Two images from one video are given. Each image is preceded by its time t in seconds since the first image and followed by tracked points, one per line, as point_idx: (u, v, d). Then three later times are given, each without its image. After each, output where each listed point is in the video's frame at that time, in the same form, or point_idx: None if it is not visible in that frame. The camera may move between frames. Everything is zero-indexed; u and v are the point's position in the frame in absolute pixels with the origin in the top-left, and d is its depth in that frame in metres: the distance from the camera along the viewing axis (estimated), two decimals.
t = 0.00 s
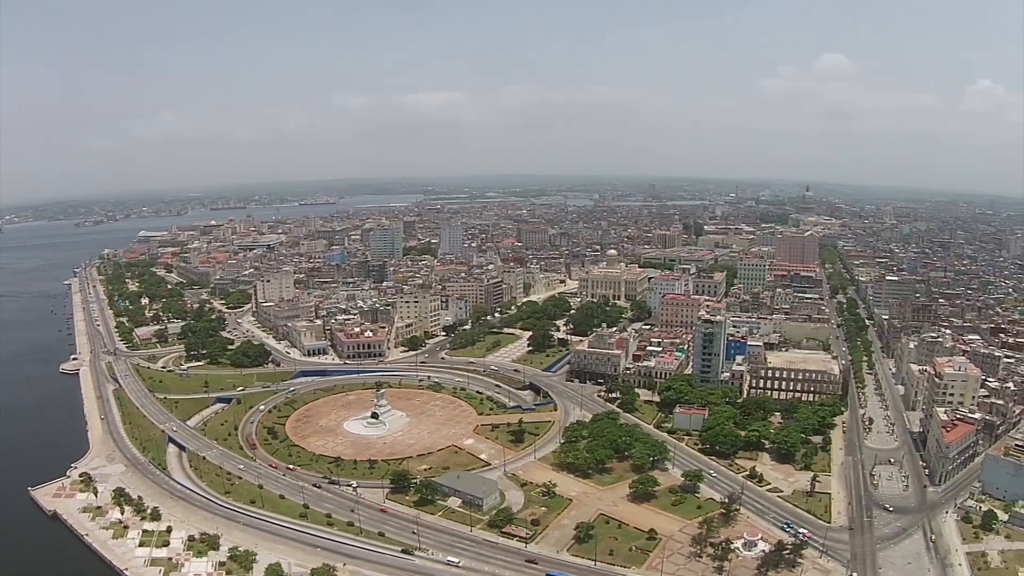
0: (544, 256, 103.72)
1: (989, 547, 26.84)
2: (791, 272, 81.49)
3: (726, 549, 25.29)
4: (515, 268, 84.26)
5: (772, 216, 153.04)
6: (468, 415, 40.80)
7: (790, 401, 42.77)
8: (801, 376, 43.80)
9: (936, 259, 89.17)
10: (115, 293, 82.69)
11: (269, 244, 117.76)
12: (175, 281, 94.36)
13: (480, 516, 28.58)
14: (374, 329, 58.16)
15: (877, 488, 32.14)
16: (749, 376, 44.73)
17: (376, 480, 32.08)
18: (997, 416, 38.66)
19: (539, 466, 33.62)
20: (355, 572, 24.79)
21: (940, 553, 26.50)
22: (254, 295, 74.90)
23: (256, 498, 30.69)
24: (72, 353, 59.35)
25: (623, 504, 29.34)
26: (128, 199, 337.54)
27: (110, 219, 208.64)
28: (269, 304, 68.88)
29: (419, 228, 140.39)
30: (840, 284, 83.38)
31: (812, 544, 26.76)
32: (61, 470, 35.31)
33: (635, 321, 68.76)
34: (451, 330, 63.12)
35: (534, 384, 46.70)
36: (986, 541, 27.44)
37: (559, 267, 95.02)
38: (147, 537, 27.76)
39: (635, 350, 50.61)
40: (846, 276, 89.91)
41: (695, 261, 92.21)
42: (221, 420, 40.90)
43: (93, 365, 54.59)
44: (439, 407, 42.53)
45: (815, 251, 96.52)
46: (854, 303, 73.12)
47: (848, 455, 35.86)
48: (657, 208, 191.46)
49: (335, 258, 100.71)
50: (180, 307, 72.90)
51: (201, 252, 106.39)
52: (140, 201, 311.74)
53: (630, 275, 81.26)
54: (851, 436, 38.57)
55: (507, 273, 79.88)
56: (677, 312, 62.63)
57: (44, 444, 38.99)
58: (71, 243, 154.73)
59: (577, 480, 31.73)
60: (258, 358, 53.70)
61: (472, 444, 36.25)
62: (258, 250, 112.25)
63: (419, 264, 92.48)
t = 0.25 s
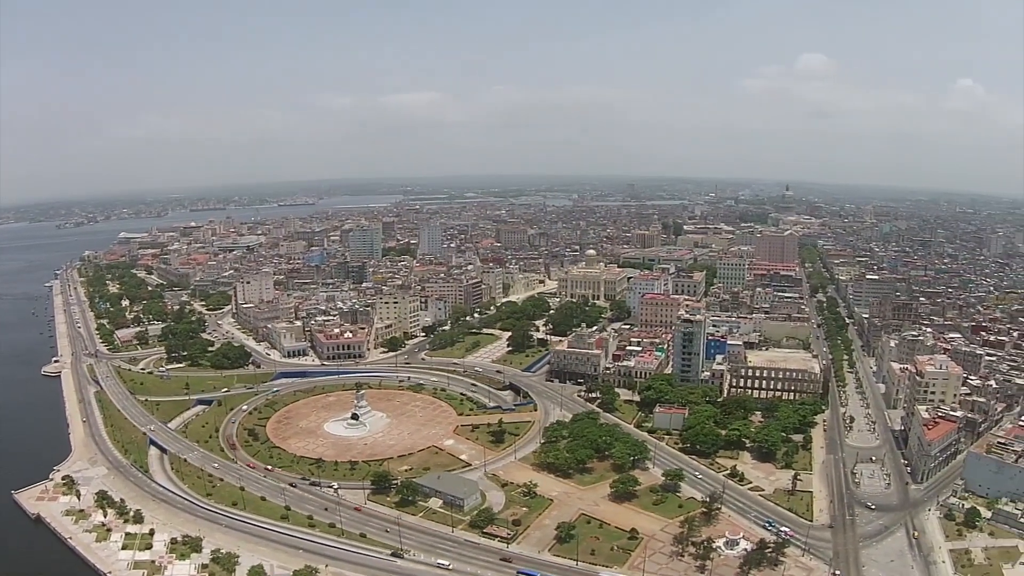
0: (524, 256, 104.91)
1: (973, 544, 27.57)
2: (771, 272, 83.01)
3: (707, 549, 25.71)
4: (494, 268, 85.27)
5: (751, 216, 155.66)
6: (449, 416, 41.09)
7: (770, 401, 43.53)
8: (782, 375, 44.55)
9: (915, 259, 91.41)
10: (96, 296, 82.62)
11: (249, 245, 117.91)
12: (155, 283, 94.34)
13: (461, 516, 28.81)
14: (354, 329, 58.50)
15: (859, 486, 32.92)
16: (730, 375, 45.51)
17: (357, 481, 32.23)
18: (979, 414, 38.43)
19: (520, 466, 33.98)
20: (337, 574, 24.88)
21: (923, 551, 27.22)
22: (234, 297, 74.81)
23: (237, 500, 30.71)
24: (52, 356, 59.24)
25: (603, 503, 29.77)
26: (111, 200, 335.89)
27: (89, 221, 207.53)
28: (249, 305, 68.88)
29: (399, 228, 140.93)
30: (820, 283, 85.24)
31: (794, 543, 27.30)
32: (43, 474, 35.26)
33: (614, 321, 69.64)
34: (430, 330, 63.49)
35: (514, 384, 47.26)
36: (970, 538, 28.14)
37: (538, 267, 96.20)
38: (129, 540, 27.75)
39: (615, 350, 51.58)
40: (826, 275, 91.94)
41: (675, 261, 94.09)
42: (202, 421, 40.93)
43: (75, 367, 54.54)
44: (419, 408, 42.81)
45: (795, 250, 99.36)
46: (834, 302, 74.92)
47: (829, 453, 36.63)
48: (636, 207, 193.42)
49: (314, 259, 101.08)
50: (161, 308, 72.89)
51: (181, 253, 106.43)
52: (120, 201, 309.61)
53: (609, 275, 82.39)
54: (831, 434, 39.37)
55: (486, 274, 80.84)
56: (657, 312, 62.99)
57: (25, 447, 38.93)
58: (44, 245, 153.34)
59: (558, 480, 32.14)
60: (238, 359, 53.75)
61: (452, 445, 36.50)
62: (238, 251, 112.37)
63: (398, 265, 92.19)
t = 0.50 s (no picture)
0: (500, 256, 106.26)
1: (955, 541, 28.85)
2: (749, 271, 84.82)
3: (688, 547, 26.52)
4: (472, 268, 86.49)
5: (728, 216, 158.46)
6: (427, 417, 41.71)
7: (749, 399, 45.31)
8: (761, 374, 46.16)
9: (892, 258, 93.84)
10: (76, 298, 82.67)
11: (227, 246, 118.04)
12: (134, 284, 94.34)
13: (441, 517, 29.36)
14: (332, 330, 58.94)
15: (840, 483, 34.14)
16: (708, 375, 47.34)
17: (336, 483, 32.59)
18: (960, 411, 40.51)
19: (499, 466, 34.71)
20: None
21: (906, 548, 28.35)
22: (212, 299, 74.86)
23: (217, 502, 30.85)
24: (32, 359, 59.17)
25: (581, 503, 30.60)
26: (93, 201, 334.10)
27: (69, 222, 206.30)
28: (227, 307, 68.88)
29: (376, 229, 141.62)
30: (799, 281, 87.47)
31: (775, 541, 28.19)
32: (25, 477, 35.31)
33: (592, 321, 70.57)
34: (408, 331, 64.47)
35: (492, 384, 48.26)
36: (952, 534, 29.48)
37: (516, 267, 97.48)
38: (111, 543, 27.77)
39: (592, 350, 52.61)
40: (805, 273, 94.28)
41: (653, 261, 96.05)
42: (182, 424, 41.06)
43: (55, 370, 54.57)
44: (398, 409, 43.42)
45: (772, 249, 102.62)
46: (813, 300, 77.07)
47: (809, 452, 37.97)
48: (612, 208, 195.12)
49: (291, 259, 101.54)
50: (140, 310, 72.91)
51: (160, 255, 106.52)
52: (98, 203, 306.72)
53: (587, 275, 83.70)
54: (812, 432, 40.85)
55: (464, 274, 81.91)
56: (635, 312, 63.59)
57: (5, 451, 38.87)
58: (16, 247, 151.80)
59: (537, 480, 32.93)
60: (217, 361, 53.42)
61: (431, 446, 37.11)
62: (216, 252, 112.46)
63: (376, 265, 92.87)
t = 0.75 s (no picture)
0: (470, 256, 107.25)
1: (931, 537, 30.14)
2: (720, 270, 86.26)
3: (662, 546, 27.48)
4: (442, 269, 87.39)
5: (699, 215, 161.16)
6: (399, 418, 42.16)
7: (720, 397, 46.27)
8: (731, 372, 46.97)
9: (863, 257, 96.27)
10: (48, 302, 82.29)
11: (198, 248, 117.78)
12: (106, 287, 93.99)
13: (414, 518, 29.91)
14: (303, 332, 59.17)
15: (813, 481, 35.34)
16: (680, 374, 47.75)
17: (309, 484, 32.99)
18: (933, 408, 42.92)
19: (470, 466, 35.38)
20: None
21: (882, 543, 29.62)
22: (184, 301, 74.89)
23: (192, 505, 31.10)
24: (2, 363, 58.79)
25: (553, 503, 31.41)
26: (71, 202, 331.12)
27: (41, 224, 204.38)
28: (199, 309, 68.67)
29: (344, 229, 141.60)
30: (769, 280, 89.37)
31: (748, 538, 29.21)
32: None
33: (562, 321, 71.43)
34: (378, 332, 65.14)
35: (463, 385, 48.96)
36: (928, 530, 30.85)
37: (486, 267, 98.48)
38: (87, 547, 27.81)
39: (564, 350, 53.54)
40: (774, 271, 96.28)
41: (622, 260, 97.70)
42: (155, 426, 41.15)
43: (27, 374, 54.40)
44: (369, 410, 43.84)
45: (742, 248, 104.62)
46: (783, 298, 78.64)
47: (782, 449, 39.21)
48: (583, 208, 196.35)
49: (262, 260, 101.74)
50: (111, 312, 72.66)
51: (132, 257, 106.17)
52: (72, 204, 302.27)
53: (557, 275, 84.83)
54: (785, 430, 42.09)
55: (434, 275, 82.71)
56: (606, 311, 63.67)
57: None
58: None
59: (509, 480, 33.67)
60: (189, 363, 53.72)
61: (403, 447, 37.63)
62: (187, 254, 112.26)
63: (347, 266, 93.42)
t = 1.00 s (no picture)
0: (441, 257, 107.84)
1: (908, 533, 30.39)
2: (691, 269, 87.16)
3: (638, 546, 27.63)
4: (413, 270, 87.85)
5: (671, 215, 163.77)
6: (372, 420, 42.23)
7: (692, 396, 46.35)
8: (703, 372, 47.08)
9: (835, 256, 97.84)
10: (20, 305, 81.83)
11: (171, 251, 117.45)
12: (79, 290, 93.60)
13: (389, 520, 30.05)
14: (276, 334, 59.08)
15: (787, 479, 35.55)
16: (653, 373, 47.90)
17: (284, 487, 33.09)
18: (908, 405, 43.35)
19: (443, 468, 35.53)
20: None
21: (858, 540, 29.82)
22: (157, 303, 74.99)
23: (168, 509, 31.15)
24: None
25: (528, 504, 31.58)
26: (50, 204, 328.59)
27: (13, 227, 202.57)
28: (172, 311, 68.70)
29: (314, 232, 141.30)
30: (741, 280, 90.57)
31: (724, 536, 29.42)
32: None
33: (534, 321, 72.06)
34: (351, 333, 65.45)
35: (435, 385, 49.10)
36: (904, 526, 31.05)
37: (457, 268, 99.08)
38: (65, 553, 27.74)
39: (536, 350, 53.67)
40: (746, 271, 97.68)
41: (593, 260, 98.81)
42: (130, 430, 41.19)
43: None
44: (341, 412, 43.79)
45: (713, 247, 106.66)
46: (755, 297, 79.59)
47: (756, 447, 39.35)
48: (551, 208, 197.82)
49: (234, 263, 101.71)
50: (85, 315, 72.46)
51: (106, 260, 105.80)
52: (49, 207, 299.29)
53: (528, 275, 85.55)
54: (758, 428, 42.28)
55: (405, 275, 83.09)
56: (578, 311, 65.49)
57: None
58: None
59: (483, 481, 33.84)
60: (163, 366, 53.62)
61: (377, 448, 37.76)
62: (160, 257, 111.95)
63: (319, 268, 93.75)
